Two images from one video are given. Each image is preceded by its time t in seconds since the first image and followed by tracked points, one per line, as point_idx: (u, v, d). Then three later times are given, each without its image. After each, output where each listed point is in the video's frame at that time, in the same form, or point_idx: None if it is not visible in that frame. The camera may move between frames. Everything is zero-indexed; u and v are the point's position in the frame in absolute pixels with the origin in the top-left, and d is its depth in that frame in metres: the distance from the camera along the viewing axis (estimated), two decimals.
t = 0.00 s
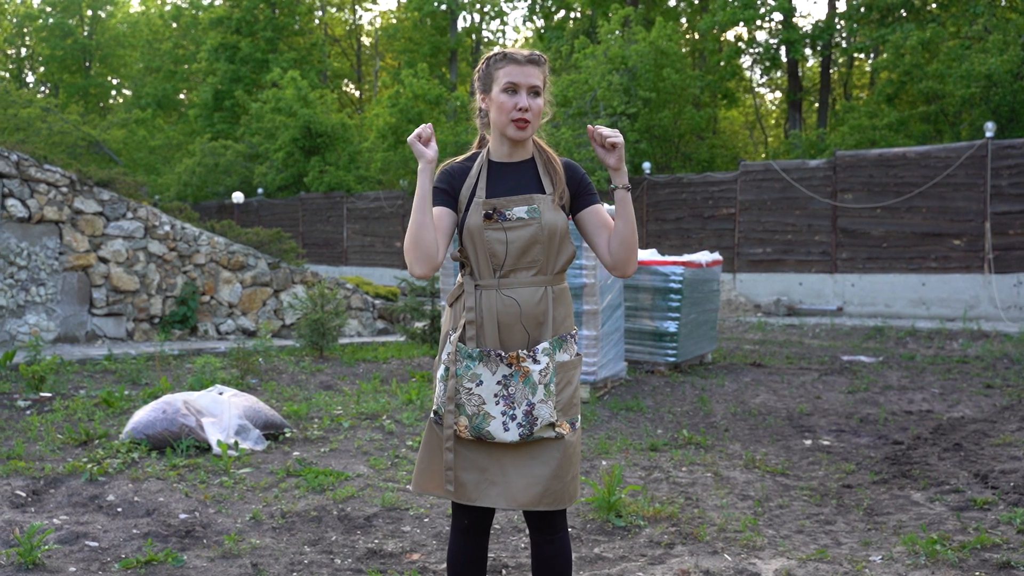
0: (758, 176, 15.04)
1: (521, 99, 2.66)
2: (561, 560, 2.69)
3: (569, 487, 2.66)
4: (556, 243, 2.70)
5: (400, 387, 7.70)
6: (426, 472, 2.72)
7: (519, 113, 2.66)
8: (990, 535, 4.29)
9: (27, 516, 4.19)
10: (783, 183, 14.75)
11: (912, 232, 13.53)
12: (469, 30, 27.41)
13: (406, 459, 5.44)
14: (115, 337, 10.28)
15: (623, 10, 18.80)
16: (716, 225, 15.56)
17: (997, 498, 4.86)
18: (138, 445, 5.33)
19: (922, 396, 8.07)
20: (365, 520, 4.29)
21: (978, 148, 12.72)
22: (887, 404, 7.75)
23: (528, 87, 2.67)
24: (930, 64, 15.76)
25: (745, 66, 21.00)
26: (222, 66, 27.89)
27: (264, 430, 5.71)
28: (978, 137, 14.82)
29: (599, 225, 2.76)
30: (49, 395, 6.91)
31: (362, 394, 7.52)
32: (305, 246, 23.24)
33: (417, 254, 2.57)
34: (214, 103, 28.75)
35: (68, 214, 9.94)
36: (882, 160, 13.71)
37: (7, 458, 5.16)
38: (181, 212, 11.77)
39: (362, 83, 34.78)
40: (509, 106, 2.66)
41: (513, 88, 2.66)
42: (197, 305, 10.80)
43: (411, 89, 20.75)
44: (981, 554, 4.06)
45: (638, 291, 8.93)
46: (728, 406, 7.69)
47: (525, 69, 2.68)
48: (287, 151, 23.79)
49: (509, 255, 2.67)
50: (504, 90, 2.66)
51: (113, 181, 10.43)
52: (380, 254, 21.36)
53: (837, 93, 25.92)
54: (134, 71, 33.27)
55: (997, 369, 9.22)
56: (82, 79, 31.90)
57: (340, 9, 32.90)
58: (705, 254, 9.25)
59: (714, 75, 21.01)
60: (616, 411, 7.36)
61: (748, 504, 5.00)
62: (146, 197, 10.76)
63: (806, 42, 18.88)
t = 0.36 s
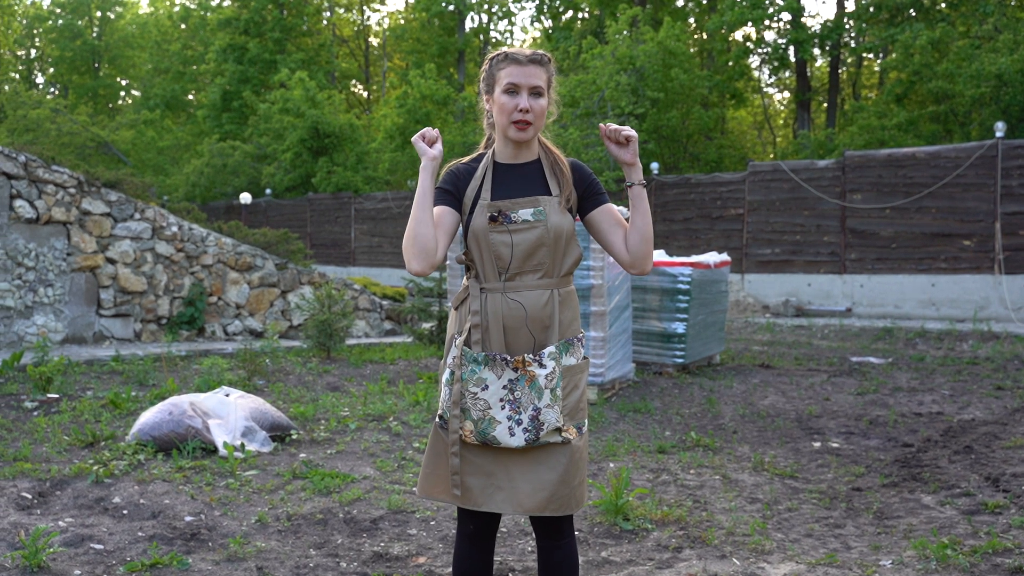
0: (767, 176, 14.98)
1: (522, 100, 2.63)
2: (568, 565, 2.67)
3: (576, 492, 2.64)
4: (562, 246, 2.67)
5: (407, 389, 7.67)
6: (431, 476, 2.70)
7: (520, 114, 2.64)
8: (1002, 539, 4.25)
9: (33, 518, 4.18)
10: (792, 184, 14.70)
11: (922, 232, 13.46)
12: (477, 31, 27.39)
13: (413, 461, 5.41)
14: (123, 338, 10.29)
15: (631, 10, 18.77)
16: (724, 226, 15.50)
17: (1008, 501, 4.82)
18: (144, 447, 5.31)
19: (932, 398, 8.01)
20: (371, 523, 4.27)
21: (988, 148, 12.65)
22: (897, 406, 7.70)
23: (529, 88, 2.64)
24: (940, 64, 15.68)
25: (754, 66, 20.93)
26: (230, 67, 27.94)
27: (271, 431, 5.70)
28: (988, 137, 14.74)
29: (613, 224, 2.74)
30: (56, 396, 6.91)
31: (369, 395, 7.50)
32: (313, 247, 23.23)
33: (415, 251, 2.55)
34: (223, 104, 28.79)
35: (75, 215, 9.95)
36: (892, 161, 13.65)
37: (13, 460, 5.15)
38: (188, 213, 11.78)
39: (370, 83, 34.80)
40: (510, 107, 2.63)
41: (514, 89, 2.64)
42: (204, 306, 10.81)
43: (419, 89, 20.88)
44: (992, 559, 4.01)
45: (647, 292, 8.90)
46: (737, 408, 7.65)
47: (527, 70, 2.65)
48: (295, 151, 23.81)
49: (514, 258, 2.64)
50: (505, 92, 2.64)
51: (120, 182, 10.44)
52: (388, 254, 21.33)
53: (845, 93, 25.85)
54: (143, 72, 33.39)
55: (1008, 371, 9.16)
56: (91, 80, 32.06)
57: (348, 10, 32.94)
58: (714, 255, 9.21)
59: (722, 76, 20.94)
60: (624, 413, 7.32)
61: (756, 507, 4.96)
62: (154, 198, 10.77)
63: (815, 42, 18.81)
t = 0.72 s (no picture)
0: (777, 176, 14.91)
1: (526, 102, 2.61)
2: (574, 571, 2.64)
3: (583, 497, 2.61)
4: (568, 248, 2.64)
5: (416, 389, 7.65)
6: (436, 481, 2.68)
7: (524, 116, 2.62)
8: (1016, 543, 4.20)
9: (40, 520, 4.18)
10: (803, 184, 14.63)
11: (934, 232, 13.37)
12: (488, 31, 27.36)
13: (422, 463, 5.40)
14: (133, 338, 10.31)
15: (642, 10, 18.70)
16: (735, 225, 15.44)
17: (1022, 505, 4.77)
18: (152, 448, 5.31)
19: (944, 398, 7.96)
20: (379, 525, 4.26)
21: (1001, 147, 12.57)
22: (909, 407, 7.65)
23: (534, 90, 2.61)
24: (952, 62, 15.59)
25: (764, 65, 20.82)
26: (240, 67, 28.00)
27: (279, 433, 5.70)
28: (1001, 136, 14.69)
29: (622, 226, 2.71)
30: (66, 397, 6.92)
31: (378, 396, 7.49)
32: (323, 247, 23.23)
33: (419, 254, 2.54)
34: (233, 104, 28.83)
35: (85, 215, 9.97)
36: (903, 160, 13.56)
37: (22, 461, 5.16)
38: (198, 213, 11.80)
39: (380, 83, 34.82)
40: (514, 110, 2.62)
41: (518, 91, 2.61)
42: (214, 306, 10.83)
43: (429, 89, 20.93)
44: (1006, 563, 3.96)
45: (657, 292, 8.87)
46: (747, 409, 7.61)
47: (532, 71, 2.62)
48: (306, 151, 23.85)
49: (520, 260, 2.61)
50: (509, 93, 2.62)
51: (130, 182, 10.45)
52: (398, 255, 21.31)
53: (857, 92, 25.72)
54: (154, 73, 33.53)
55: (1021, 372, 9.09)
56: (103, 81, 32.22)
57: (358, 10, 32.97)
58: (724, 255, 9.17)
59: (733, 75, 20.84)
60: (634, 414, 7.29)
61: (767, 509, 4.93)
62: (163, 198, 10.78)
63: (826, 41, 18.71)
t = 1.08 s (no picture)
0: (793, 176, 14.83)
1: (542, 104, 2.59)
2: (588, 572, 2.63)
3: (598, 499, 2.60)
4: (583, 251, 2.63)
5: (429, 390, 7.65)
6: (450, 486, 2.64)
7: (539, 118, 2.59)
8: None
9: (53, 521, 4.20)
10: (819, 183, 14.54)
11: (951, 232, 13.26)
12: (503, 31, 27.36)
13: (434, 464, 5.38)
14: (148, 339, 10.36)
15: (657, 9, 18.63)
16: (750, 225, 15.36)
17: None
18: (165, 449, 5.32)
19: (962, 400, 7.88)
20: (390, 527, 4.25)
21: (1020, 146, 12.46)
22: (926, 408, 7.58)
23: (550, 92, 2.59)
24: (970, 61, 15.50)
25: (781, 63, 20.71)
26: (256, 68, 28.11)
27: (292, 434, 5.71)
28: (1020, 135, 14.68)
29: (633, 227, 2.70)
30: (80, 398, 6.96)
31: (391, 397, 7.49)
32: (339, 248, 23.27)
33: (437, 263, 2.48)
34: (249, 104, 28.89)
35: (100, 216, 10.02)
36: (920, 159, 13.45)
37: (36, 462, 5.18)
38: (213, 214, 11.85)
39: (396, 83, 34.86)
40: (529, 112, 2.59)
41: (534, 93, 2.59)
42: (229, 306, 10.86)
43: (444, 89, 20.99)
44: None
45: (672, 293, 8.83)
46: (762, 410, 7.56)
47: (548, 73, 2.59)
48: (321, 152, 23.91)
49: (536, 262, 2.59)
50: (525, 94, 2.59)
51: (144, 183, 10.49)
52: (413, 255, 21.31)
53: (874, 91, 25.55)
54: (171, 74, 33.73)
55: None
56: (120, 82, 32.47)
57: (374, 11, 33.02)
58: (739, 255, 9.12)
59: (748, 74, 20.74)
60: (648, 416, 7.26)
61: (781, 512, 4.89)
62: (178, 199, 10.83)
63: (843, 39, 18.59)
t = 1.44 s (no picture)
0: (805, 176, 14.76)
1: (569, 110, 2.55)
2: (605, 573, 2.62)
3: (618, 499, 2.60)
4: (599, 252, 2.63)
5: (438, 391, 7.63)
6: (470, 494, 2.57)
7: (563, 124, 2.56)
8: None
9: (59, 523, 4.21)
10: (831, 183, 14.47)
11: (964, 232, 13.17)
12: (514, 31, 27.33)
13: (442, 466, 5.37)
14: (158, 339, 10.39)
15: (668, 9, 18.55)
16: (762, 225, 15.30)
17: None
18: (172, 450, 5.33)
19: (974, 402, 7.82)
20: (397, 529, 4.24)
21: None
22: (938, 410, 7.52)
23: (575, 97, 2.56)
24: (983, 60, 15.41)
25: (793, 63, 20.60)
26: (267, 69, 28.16)
27: (300, 435, 5.71)
28: None
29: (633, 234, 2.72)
30: (89, 398, 6.98)
31: (400, 398, 7.47)
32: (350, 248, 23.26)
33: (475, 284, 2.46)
34: (261, 105, 28.91)
35: (111, 217, 10.05)
36: (933, 159, 13.36)
37: (44, 463, 5.20)
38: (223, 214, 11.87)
39: (407, 84, 34.87)
40: (554, 115, 2.55)
41: (560, 97, 2.55)
42: (239, 307, 10.88)
43: (455, 89, 21.04)
44: None
45: (682, 293, 8.80)
46: (773, 411, 7.52)
47: (573, 78, 2.57)
48: (332, 152, 23.94)
49: (557, 265, 2.56)
50: (549, 98, 2.55)
51: (155, 184, 10.52)
52: (424, 255, 21.28)
53: (886, 91, 25.40)
54: (183, 75, 33.85)
55: None
56: (132, 83, 32.61)
57: (385, 11, 33.04)
58: (750, 256, 9.08)
59: (760, 73, 20.64)
60: (657, 417, 7.22)
61: (790, 515, 4.86)
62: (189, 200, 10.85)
63: (854, 39, 18.49)
